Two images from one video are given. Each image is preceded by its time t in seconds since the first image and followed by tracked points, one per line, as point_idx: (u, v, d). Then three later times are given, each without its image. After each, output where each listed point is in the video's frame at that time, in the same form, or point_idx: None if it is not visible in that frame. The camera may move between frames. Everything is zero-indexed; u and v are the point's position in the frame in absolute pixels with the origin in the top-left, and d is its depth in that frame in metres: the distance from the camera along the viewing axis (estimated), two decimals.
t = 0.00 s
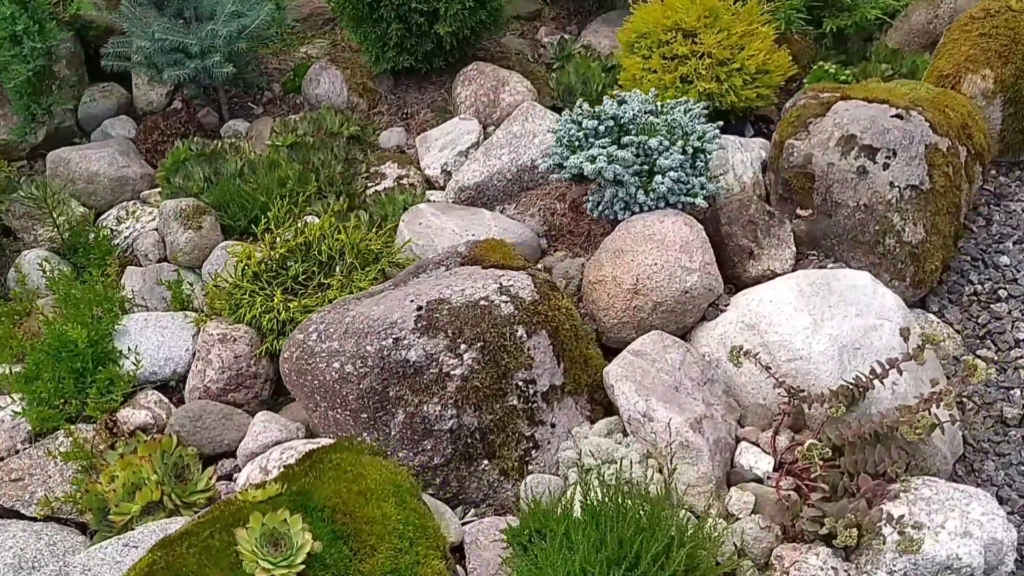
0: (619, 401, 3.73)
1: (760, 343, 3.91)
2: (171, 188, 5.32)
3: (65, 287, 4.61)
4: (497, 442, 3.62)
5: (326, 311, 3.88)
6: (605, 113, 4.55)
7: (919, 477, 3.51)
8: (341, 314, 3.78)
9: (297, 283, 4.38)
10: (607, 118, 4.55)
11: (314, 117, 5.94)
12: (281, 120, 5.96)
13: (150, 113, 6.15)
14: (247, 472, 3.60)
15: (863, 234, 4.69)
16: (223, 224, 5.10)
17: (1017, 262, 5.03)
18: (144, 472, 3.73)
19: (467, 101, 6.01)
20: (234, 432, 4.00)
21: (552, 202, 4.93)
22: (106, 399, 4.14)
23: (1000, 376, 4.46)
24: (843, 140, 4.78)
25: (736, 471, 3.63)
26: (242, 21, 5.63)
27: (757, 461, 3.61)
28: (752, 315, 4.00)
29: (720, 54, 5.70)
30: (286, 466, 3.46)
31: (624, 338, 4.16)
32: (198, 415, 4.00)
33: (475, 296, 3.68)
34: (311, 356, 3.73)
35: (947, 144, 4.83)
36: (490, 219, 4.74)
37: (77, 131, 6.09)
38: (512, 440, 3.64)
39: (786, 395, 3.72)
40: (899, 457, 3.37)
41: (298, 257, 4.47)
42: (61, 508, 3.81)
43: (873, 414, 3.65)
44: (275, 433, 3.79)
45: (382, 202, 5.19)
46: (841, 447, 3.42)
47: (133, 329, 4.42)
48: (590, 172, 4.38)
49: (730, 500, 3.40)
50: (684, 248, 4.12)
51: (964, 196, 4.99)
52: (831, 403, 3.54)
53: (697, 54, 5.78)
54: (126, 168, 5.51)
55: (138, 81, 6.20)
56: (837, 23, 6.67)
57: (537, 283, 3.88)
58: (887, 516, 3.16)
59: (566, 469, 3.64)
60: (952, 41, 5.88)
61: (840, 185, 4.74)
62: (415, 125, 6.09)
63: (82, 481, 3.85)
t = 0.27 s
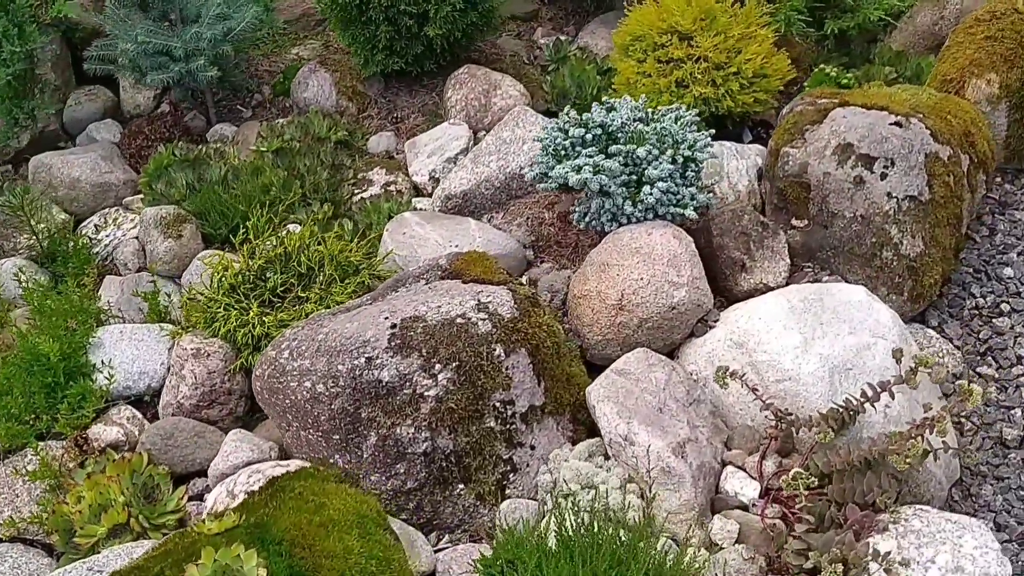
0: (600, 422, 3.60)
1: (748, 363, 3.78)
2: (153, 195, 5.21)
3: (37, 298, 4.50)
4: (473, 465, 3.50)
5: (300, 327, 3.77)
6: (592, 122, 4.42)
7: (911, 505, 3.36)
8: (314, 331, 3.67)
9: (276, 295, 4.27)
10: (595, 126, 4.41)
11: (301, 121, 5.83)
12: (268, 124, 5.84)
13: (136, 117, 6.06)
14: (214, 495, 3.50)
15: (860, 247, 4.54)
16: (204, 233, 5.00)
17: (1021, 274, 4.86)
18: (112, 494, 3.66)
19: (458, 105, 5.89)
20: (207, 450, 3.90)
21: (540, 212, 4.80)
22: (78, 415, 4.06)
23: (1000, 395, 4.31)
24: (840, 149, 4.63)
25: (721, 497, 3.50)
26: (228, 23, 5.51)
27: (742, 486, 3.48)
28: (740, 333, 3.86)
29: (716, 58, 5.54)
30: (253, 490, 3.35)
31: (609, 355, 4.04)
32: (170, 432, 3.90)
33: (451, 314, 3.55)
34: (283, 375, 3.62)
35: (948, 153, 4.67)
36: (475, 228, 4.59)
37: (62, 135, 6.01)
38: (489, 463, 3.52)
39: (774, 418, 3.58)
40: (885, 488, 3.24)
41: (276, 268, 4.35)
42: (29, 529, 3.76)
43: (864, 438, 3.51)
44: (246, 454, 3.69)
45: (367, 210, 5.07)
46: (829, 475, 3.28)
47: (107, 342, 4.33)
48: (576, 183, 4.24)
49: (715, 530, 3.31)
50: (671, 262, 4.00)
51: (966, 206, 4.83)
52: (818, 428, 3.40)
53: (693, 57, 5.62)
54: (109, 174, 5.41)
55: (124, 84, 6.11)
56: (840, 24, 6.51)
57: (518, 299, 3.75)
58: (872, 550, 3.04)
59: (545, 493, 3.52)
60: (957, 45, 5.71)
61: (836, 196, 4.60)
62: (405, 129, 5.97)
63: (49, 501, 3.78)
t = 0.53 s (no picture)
0: (576, 457, 3.46)
1: (732, 395, 3.63)
2: (130, 208, 5.10)
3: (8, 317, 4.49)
4: (442, 501, 3.37)
5: (268, 353, 3.64)
6: (576, 140, 4.25)
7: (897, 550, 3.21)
8: (281, 358, 3.54)
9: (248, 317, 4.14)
10: (579, 145, 4.25)
11: (286, 132, 5.71)
12: (252, 135, 5.73)
13: (120, 127, 5.95)
14: (174, 529, 3.38)
15: (853, 271, 4.39)
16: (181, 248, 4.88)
17: (1022, 299, 4.67)
18: (71, 524, 3.53)
19: (447, 117, 5.76)
20: (172, 478, 3.78)
21: (524, 231, 4.67)
22: (42, 440, 3.99)
23: (996, 427, 4.16)
24: (834, 170, 4.47)
25: (699, 540, 3.37)
26: (210, 33, 5.39)
27: (722, 527, 3.32)
28: (725, 363, 3.71)
29: (711, 72, 5.39)
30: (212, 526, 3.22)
31: (590, 383, 3.90)
32: (134, 460, 3.78)
33: (421, 343, 3.41)
34: (247, 404, 3.49)
35: (947, 174, 4.51)
36: (457, 247, 4.45)
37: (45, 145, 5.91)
38: (459, 499, 3.39)
39: (757, 455, 3.43)
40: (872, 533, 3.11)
41: (252, 288, 4.24)
42: None
43: (852, 477, 3.35)
44: (210, 485, 3.56)
45: (348, 226, 4.95)
46: (812, 518, 3.16)
47: (76, 363, 4.21)
48: (558, 206, 4.09)
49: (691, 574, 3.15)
50: (653, 288, 3.86)
51: (965, 229, 4.67)
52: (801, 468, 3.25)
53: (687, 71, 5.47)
54: (87, 186, 5.30)
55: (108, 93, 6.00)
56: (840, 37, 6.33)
57: (493, 326, 3.60)
58: None
59: (517, 530, 3.40)
60: (961, 60, 5.54)
61: (830, 218, 4.44)
62: (392, 141, 5.84)
63: (8, 529, 3.67)
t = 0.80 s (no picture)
0: (546, 498, 3.33)
1: (711, 435, 3.51)
2: (108, 223, 5.00)
3: None
4: (405, 542, 3.25)
5: (231, 382, 3.53)
6: (559, 163, 4.12)
7: None
8: (244, 388, 3.43)
9: (218, 341, 4.03)
10: (561, 168, 4.12)
11: (271, 146, 5.61)
12: (236, 148, 5.63)
13: (104, 138, 5.87)
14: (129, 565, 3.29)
15: (844, 302, 4.25)
16: (157, 265, 4.78)
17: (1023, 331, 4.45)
18: (26, 555, 3.43)
19: (435, 133, 5.64)
20: (133, 508, 3.67)
21: (507, 254, 4.55)
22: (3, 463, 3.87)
23: (989, 467, 4.00)
24: (826, 196, 4.33)
25: None
26: (194, 45, 5.29)
27: (695, 573, 3.15)
28: (705, 401, 3.58)
29: (705, 91, 5.26)
30: (163, 566, 3.14)
31: (566, 417, 3.77)
32: (94, 489, 3.67)
33: (387, 377, 3.28)
34: (208, 436, 3.38)
35: (945, 202, 4.35)
36: (435, 271, 4.33)
37: (28, 155, 5.83)
38: (423, 539, 3.27)
39: (734, 500, 3.30)
40: None
41: (222, 311, 4.12)
42: None
43: (832, 524, 3.23)
44: (170, 518, 3.46)
45: (328, 245, 4.84)
46: (789, 570, 3.03)
47: (43, 384, 4.12)
48: (537, 232, 3.96)
49: None
50: (633, 319, 3.73)
51: (963, 258, 4.51)
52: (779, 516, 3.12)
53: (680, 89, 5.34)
54: (66, 200, 5.21)
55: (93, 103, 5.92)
56: (839, 53, 6.14)
57: (464, 358, 3.47)
58: None
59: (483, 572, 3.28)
60: (964, 81, 5.38)
61: (821, 246, 4.30)
62: (379, 156, 5.73)
63: None
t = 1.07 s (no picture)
0: (526, 532, 3.20)
1: (699, 467, 3.38)
2: (93, 235, 4.91)
3: None
4: None
5: (204, 407, 3.43)
6: (548, 181, 4.01)
7: None
8: (216, 414, 3.32)
9: (196, 361, 3.92)
10: (551, 186, 4.01)
11: (262, 156, 5.51)
12: (227, 158, 5.53)
13: (95, 145, 5.79)
14: None
15: (843, 325, 4.10)
16: (140, 279, 4.69)
17: None
18: None
19: (429, 143, 5.52)
20: (105, 534, 3.57)
21: (497, 271, 4.42)
22: None
23: (993, 500, 3.84)
24: (826, 216, 4.19)
25: None
26: (182, 53, 5.19)
27: None
28: (693, 432, 3.46)
29: (705, 102, 5.11)
30: None
31: (551, 445, 3.64)
32: (65, 513, 3.58)
33: (360, 407, 3.16)
34: (177, 464, 3.27)
35: (950, 222, 4.20)
36: (421, 289, 4.21)
37: (18, 163, 5.76)
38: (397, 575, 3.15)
39: (720, 537, 3.17)
40: None
41: (201, 329, 4.01)
42: None
43: (823, 564, 3.10)
44: (139, 546, 3.36)
45: (315, 259, 4.73)
46: None
47: (19, 403, 4.03)
48: (524, 252, 3.82)
49: None
50: (621, 345, 3.60)
51: (970, 280, 4.35)
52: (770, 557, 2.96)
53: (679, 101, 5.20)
54: (52, 210, 5.13)
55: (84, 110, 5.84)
56: (847, 63, 5.94)
57: (443, 386, 3.34)
58: None
59: None
60: (973, 94, 5.21)
61: (820, 267, 4.16)
62: (372, 166, 5.62)
63: None
